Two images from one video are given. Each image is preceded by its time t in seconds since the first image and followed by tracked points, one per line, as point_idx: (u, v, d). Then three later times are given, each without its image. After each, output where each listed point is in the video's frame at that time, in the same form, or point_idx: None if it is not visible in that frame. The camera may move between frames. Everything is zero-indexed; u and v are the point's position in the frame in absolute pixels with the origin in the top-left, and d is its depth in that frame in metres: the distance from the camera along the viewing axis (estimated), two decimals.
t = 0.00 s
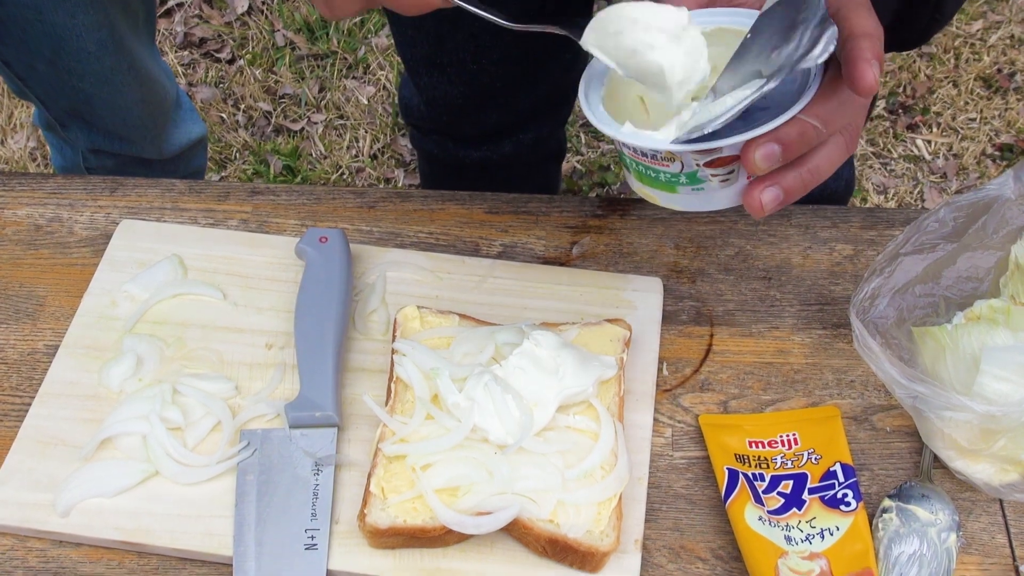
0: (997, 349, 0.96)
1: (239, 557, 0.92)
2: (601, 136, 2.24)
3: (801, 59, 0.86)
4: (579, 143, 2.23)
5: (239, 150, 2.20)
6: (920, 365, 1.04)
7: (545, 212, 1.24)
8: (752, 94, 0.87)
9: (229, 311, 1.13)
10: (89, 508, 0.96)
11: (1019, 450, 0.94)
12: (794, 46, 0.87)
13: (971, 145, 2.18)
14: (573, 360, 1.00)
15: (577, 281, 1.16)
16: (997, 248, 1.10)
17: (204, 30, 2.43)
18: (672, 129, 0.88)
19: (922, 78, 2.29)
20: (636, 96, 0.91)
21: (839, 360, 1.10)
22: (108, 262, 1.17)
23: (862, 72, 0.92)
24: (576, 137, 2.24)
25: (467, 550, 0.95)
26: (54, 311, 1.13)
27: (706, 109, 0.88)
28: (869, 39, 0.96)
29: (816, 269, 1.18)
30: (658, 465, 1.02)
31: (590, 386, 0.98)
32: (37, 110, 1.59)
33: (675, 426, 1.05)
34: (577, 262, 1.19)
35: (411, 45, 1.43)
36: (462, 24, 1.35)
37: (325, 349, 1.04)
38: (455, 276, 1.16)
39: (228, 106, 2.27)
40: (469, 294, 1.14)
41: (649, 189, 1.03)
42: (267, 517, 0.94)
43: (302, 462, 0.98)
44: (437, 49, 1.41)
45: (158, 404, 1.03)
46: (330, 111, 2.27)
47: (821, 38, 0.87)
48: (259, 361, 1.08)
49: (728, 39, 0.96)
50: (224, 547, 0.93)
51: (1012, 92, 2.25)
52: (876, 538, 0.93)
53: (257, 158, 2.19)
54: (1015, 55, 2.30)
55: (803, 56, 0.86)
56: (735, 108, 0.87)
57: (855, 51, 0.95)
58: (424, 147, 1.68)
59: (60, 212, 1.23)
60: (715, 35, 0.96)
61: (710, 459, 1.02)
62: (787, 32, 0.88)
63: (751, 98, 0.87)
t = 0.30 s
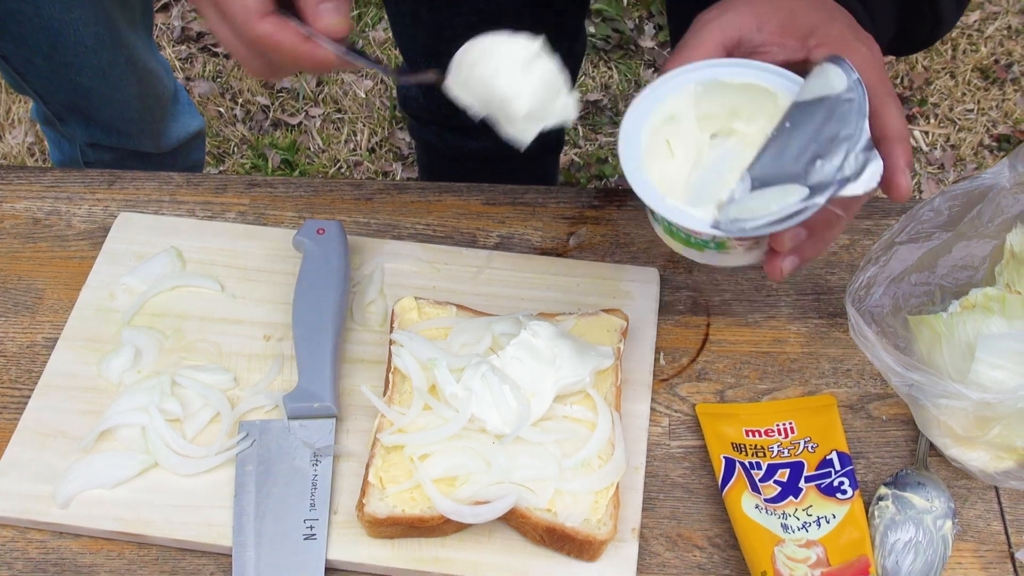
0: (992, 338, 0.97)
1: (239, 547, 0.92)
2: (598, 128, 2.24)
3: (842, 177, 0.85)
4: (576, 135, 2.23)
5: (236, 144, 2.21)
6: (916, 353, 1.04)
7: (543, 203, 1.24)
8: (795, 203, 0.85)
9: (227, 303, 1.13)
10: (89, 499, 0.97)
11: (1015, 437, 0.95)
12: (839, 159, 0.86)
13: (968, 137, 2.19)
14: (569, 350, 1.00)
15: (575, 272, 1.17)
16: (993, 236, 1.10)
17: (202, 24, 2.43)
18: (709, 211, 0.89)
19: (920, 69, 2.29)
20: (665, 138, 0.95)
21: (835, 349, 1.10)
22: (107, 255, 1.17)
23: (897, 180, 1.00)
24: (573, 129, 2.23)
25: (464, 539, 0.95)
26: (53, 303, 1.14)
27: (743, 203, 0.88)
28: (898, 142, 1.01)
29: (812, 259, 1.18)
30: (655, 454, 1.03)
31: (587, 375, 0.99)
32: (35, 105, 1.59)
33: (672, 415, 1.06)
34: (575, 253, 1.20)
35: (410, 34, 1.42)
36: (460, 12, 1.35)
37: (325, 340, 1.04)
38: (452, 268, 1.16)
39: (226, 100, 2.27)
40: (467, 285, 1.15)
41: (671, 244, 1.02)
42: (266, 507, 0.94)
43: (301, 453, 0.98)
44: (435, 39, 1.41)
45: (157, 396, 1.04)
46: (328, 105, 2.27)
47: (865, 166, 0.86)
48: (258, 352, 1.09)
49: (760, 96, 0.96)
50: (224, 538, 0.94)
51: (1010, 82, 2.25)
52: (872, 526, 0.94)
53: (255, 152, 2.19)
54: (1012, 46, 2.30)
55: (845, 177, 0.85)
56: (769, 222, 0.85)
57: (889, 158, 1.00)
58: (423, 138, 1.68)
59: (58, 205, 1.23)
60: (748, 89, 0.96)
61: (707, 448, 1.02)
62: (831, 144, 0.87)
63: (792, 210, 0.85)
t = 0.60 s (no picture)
0: (987, 325, 0.97)
1: (232, 535, 0.92)
2: (593, 121, 2.24)
3: (832, 210, 0.88)
4: (571, 128, 2.23)
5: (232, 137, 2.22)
6: (909, 341, 1.04)
7: (537, 192, 1.24)
8: (790, 233, 0.89)
9: (221, 292, 1.13)
10: (82, 487, 0.97)
11: (1009, 424, 0.95)
12: (832, 193, 0.89)
13: (962, 130, 2.20)
14: (565, 337, 1.00)
15: (569, 260, 1.17)
16: (986, 225, 1.10)
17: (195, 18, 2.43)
18: (711, 229, 0.94)
19: (914, 62, 2.30)
20: (673, 151, 1.00)
21: (829, 337, 1.11)
22: (100, 244, 1.17)
23: (877, 211, 0.99)
24: (568, 122, 2.24)
25: (459, 527, 0.95)
26: (45, 293, 1.14)
27: (742, 224, 0.93)
28: (888, 173, 1.00)
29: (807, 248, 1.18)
30: (650, 442, 1.03)
31: (582, 363, 0.98)
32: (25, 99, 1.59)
33: (667, 403, 1.06)
34: (569, 242, 1.20)
35: (408, 20, 1.42)
36: None
37: (319, 329, 1.04)
38: (447, 256, 1.16)
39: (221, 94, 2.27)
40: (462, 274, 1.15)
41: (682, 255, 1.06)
42: (260, 495, 0.94)
43: (295, 441, 0.98)
44: (433, 25, 1.41)
45: (150, 384, 1.04)
46: (322, 98, 2.26)
47: (857, 201, 0.88)
48: (251, 341, 1.09)
49: (764, 113, 0.99)
50: (217, 525, 0.94)
51: (1004, 76, 2.25)
52: (866, 513, 0.94)
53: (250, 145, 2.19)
54: (1006, 39, 2.30)
55: (835, 211, 0.88)
56: (762, 246, 0.90)
57: (874, 190, 1.00)
58: (418, 123, 1.68)
59: (51, 194, 1.23)
60: (752, 106, 1.00)
61: (701, 436, 1.02)
62: (824, 179, 0.91)
63: (784, 237, 0.89)
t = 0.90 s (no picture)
0: (979, 301, 0.97)
1: (225, 509, 0.92)
2: (587, 100, 2.24)
3: (823, 218, 0.91)
4: (565, 107, 2.22)
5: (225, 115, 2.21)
6: (901, 317, 1.04)
7: (530, 167, 1.24)
8: (782, 241, 0.92)
9: (213, 267, 1.13)
10: (74, 462, 0.97)
11: (1000, 401, 0.96)
12: (822, 202, 0.92)
13: (955, 110, 2.19)
14: (559, 313, 1.00)
15: (562, 236, 1.17)
16: (980, 202, 1.10)
17: None
18: (708, 236, 0.97)
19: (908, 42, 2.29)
20: (672, 159, 1.02)
21: (822, 314, 1.11)
22: (91, 219, 1.17)
23: (864, 216, 0.98)
24: (562, 101, 2.23)
25: (451, 502, 0.95)
26: (37, 267, 1.14)
27: (737, 232, 0.96)
28: (873, 179, 0.99)
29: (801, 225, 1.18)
30: (642, 418, 1.04)
31: (575, 338, 0.98)
32: None
33: (659, 379, 1.06)
34: (562, 218, 1.20)
35: None
36: None
37: (312, 305, 1.04)
38: (440, 232, 1.16)
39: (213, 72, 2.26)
40: (455, 250, 1.14)
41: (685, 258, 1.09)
42: (252, 470, 0.94)
43: (287, 416, 0.98)
44: None
45: (142, 359, 1.04)
46: (315, 76, 2.25)
47: (847, 209, 0.91)
48: (243, 316, 1.08)
49: (759, 120, 1.00)
50: (210, 500, 0.94)
51: (998, 56, 2.24)
52: (857, 489, 0.94)
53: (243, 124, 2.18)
54: (1001, 19, 2.29)
55: (825, 218, 0.90)
56: (757, 253, 0.92)
57: (858, 195, 0.99)
58: (416, 92, 1.68)
59: (42, 168, 1.23)
60: (747, 115, 1.00)
61: (693, 412, 1.03)
62: (815, 189, 0.94)
63: (777, 245, 0.92)
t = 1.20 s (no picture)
0: (973, 298, 0.97)
1: (220, 505, 0.92)
2: (582, 94, 2.23)
3: (822, 240, 0.93)
4: (560, 101, 2.22)
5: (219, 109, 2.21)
6: (897, 314, 1.04)
7: (526, 163, 1.24)
8: (786, 264, 0.93)
9: (208, 263, 1.12)
10: (68, 458, 0.97)
11: (995, 397, 0.96)
12: (820, 223, 0.94)
13: (950, 104, 2.19)
14: (554, 308, 1.00)
15: (558, 231, 1.16)
16: (974, 197, 1.10)
17: None
18: (717, 269, 0.98)
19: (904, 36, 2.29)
20: (677, 199, 1.04)
21: (818, 311, 1.11)
22: (85, 214, 1.16)
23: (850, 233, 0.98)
24: (557, 95, 2.22)
25: (447, 498, 0.95)
26: (32, 262, 1.14)
27: (744, 262, 0.97)
28: (862, 199, 1.02)
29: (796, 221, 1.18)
30: (637, 414, 1.04)
31: (570, 334, 0.98)
32: None
33: (655, 375, 1.06)
34: (558, 214, 1.19)
35: None
36: None
37: (307, 300, 1.04)
38: (435, 228, 1.16)
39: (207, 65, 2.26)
40: (449, 246, 1.14)
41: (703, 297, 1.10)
42: (247, 466, 0.94)
43: (283, 412, 0.98)
44: None
45: (137, 354, 1.03)
46: (310, 69, 2.24)
47: (845, 227, 0.92)
48: (239, 311, 1.08)
49: (759, 152, 1.03)
50: (205, 496, 0.94)
51: (993, 50, 2.25)
52: (852, 485, 0.94)
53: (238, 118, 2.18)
54: (995, 14, 2.29)
55: (825, 239, 0.93)
56: (765, 279, 0.93)
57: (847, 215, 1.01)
58: (411, 86, 1.68)
59: (35, 162, 1.22)
60: (746, 148, 1.03)
61: (689, 408, 1.03)
62: (814, 212, 0.95)
63: (782, 269, 0.93)
